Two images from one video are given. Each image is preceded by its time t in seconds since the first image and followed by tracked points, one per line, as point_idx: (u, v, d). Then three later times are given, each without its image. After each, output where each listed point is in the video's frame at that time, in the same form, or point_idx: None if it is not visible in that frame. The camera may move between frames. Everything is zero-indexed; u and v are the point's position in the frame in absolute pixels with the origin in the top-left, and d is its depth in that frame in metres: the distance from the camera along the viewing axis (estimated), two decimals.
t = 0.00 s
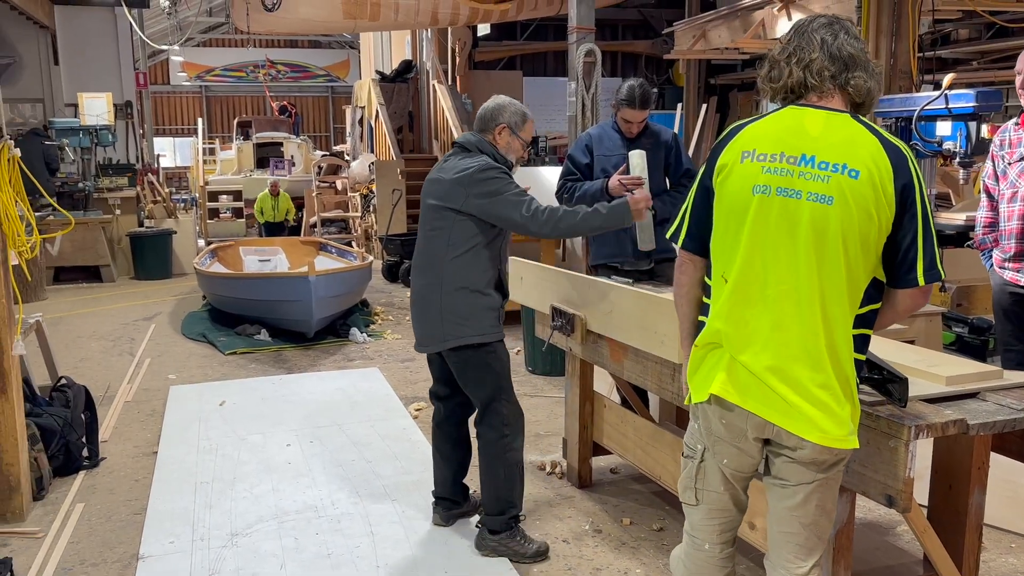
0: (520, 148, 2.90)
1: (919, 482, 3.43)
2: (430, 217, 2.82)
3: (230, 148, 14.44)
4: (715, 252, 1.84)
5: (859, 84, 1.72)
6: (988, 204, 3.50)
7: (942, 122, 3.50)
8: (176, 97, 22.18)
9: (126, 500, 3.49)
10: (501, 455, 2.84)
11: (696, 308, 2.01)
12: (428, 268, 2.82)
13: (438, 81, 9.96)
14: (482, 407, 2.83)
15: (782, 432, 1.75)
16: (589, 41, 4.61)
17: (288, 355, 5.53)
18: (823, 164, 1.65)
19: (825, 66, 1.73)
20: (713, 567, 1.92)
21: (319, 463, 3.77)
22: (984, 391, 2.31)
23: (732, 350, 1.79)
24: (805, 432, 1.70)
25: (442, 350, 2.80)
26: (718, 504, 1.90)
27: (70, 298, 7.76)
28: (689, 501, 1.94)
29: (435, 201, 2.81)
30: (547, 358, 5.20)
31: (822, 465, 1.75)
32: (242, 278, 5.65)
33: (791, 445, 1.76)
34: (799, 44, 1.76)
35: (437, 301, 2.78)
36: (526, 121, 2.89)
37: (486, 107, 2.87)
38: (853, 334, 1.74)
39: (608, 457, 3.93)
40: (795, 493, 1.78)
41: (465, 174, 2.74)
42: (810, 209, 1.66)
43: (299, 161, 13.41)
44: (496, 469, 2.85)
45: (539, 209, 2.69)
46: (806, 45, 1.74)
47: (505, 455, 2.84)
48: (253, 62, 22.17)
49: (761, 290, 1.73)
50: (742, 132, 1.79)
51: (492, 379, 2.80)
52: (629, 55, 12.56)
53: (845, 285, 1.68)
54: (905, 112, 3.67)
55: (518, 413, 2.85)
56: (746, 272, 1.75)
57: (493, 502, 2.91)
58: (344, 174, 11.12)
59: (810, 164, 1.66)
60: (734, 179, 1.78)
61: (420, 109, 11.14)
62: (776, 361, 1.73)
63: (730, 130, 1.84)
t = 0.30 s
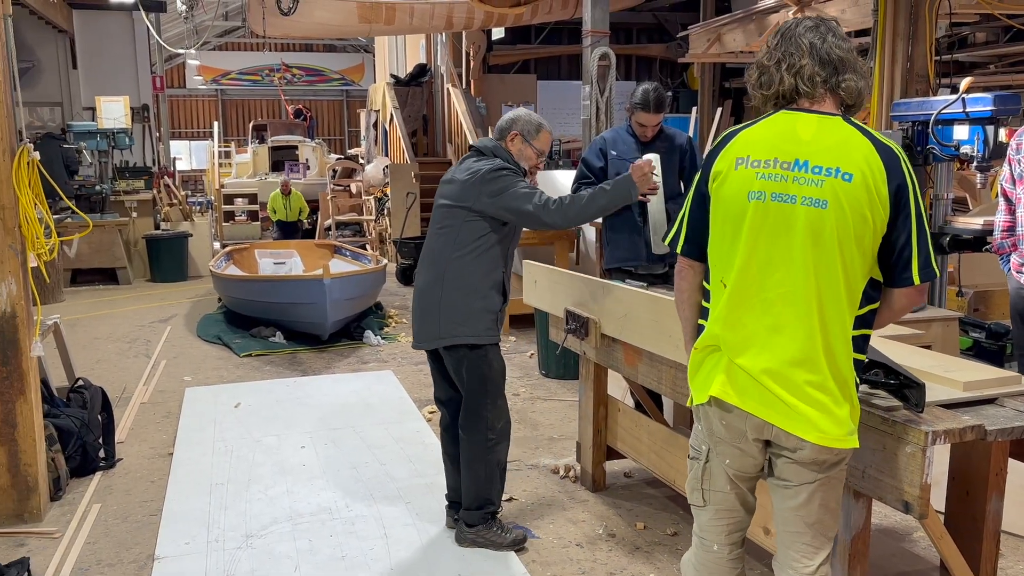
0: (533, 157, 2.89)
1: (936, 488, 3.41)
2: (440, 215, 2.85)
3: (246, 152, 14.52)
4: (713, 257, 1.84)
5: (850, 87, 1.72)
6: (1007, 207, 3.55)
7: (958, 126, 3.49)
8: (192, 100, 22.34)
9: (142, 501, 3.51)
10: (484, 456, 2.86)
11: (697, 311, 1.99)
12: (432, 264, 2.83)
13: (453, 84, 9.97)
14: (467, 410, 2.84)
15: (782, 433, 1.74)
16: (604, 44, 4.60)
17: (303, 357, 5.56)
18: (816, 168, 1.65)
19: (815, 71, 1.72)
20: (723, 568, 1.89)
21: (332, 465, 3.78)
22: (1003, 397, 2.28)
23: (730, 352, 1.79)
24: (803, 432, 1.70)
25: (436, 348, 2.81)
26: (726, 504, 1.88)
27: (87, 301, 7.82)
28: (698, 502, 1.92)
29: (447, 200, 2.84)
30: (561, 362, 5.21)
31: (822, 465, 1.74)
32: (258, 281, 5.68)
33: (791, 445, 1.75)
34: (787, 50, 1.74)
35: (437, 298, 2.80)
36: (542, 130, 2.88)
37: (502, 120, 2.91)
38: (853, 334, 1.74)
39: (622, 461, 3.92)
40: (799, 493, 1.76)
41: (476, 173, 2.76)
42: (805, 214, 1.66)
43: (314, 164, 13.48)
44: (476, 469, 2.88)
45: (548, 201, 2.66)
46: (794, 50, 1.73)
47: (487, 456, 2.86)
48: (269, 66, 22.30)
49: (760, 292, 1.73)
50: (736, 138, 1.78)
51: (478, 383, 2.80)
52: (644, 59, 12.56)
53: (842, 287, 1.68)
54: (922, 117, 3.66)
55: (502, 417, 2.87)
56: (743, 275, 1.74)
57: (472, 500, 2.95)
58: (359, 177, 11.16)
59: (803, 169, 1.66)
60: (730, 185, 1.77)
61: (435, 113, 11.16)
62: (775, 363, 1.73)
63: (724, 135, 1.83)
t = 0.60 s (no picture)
0: (551, 173, 2.92)
1: (944, 492, 3.39)
2: (447, 223, 2.85)
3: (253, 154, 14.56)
4: (683, 260, 1.83)
5: (812, 92, 1.71)
6: None
7: (967, 128, 3.50)
8: (200, 103, 22.43)
9: (150, 503, 3.52)
10: (490, 461, 2.86)
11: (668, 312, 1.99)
12: (433, 270, 2.82)
13: (461, 87, 9.97)
14: (472, 416, 2.83)
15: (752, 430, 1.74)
16: (611, 47, 4.59)
17: (310, 359, 5.56)
18: (784, 172, 1.64)
19: (777, 79, 1.72)
20: (714, 565, 1.87)
21: (339, 468, 3.78)
22: (1012, 401, 2.27)
23: (702, 354, 1.79)
24: (774, 429, 1.70)
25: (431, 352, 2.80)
26: (710, 501, 1.86)
27: (95, 303, 7.85)
28: (682, 500, 1.90)
29: (457, 209, 2.83)
30: (567, 364, 5.20)
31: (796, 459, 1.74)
32: (265, 283, 5.69)
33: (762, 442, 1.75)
34: (748, 59, 1.74)
35: (436, 304, 2.79)
36: (558, 147, 2.90)
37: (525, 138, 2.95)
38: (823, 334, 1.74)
39: (628, 464, 3.91)
40: (778, 486, 1.77)
41: (491, 188, 2.78)
42: (774, 218, 1.66)
43: (322, 167, 13.52)
44: (483, 474, 2.88)
45: (555, 237, 2.74)
46: (756, 58, 1.73)
47: (493, 460, 2.86)
48: (277, 69, 22.37)
49: (730, 294, 1.72)
50: (705, 143, 1.78)
51: (480, 388, 2.80)
52: (651, 61, 12.55)
53: (813, 288, 1.68)
54: (930, 119, 3.64)
55: (507, 421, 2.86)
56: (714, 278, 1.74)
57: (479, 504, 2.95)
58: (366, 180, 11.18)
59: (772, 173, 1.65)
60: (699, 190, 1.77)
61: (442, 115, 11.17)
62: (746, 363, 1.73)
63: (693, 141, 1.82)
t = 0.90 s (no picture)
0: (554, 178, 2.91)
1: (943, 495, 3.39)
2: (449, 225, 2.85)
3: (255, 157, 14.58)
4: (655, 261, 1.84)
5: (771, 98, 1.77)
6: None
7: (967, 130, 3.52)
8: (202, 106, 22.46)
9: (150, 505, 3.53)
10: (488, 464, 2.85)
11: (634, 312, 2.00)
12: (434, 272, 2.83)
13: (462, 90, 9.98)
14: (468, 419, 2.83)
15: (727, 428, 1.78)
16: (612, 49, 4.60)
17: (311, 362, 5.57)
18: (755, 177, 1.69)
19: (736, 86, 1.78)
20: (706, 567, 1.83)
21: (339, 470, 3.78)
22: (1011, 403, 2.26)
23: (678, 354, 1.80)
24: (751, 424, 1.75)
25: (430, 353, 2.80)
26: (695, 499, 1.85)
27: (96, 305, 7.86)
28: (667, 503, 1.88)
29: (459, 210, 2.84)
30: (567, 367, 5.20)
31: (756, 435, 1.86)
32: (266, 285, 5.69)
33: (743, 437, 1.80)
34: (709, 68, 1.80)
35: (436, 306, 2.79)
36: (563, 151, 2.90)
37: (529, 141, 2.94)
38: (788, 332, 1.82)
39: (629, 466, 3.91)
40: (755, 481, 1.87)
41: (493, 190, 2.78)
42: (747, 221, 1.70)
43: (323, 170, 13.54)
44: (482, 477, 2.88)
45: (557, 239, 2.74)
46: (716, 68, 1.79)
47: (491, 463, 2.85)
48: (279, 72, 22.42)
49: (706, 295, 1.74)
50: (675, 147, 1.80)
51: (477, 391, 2.80)
52: (652, 64, 12.56)
53: (781, 287, 1.75)
54: (930, 122, 3.66)
55: (504, 423, 2.86)
56: (690, 279, 1.75)
57: (479, 506, 2.94)
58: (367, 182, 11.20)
59: (743, 177, 1.70)
60: (671, 193, 1.78)
61: (443, 118, 11.18)
62: (722, 361, 1.76)
63: (661, 145, 1.84)
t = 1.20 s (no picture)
0: (550, 182, 2.92)
1: (936, 496, 3.39)
2: (445, 227, 2.85)
3: (250, 160, 14.57)
4: (644, 260, 1.86)
5: (739, 109, 1.87)
6: (991, 212, 3.30)
7: (959, 133, 3.55)
8: (197, 109, 22.44)
9: (143, 508, 3.52)
10: (482, 466, 2.85)
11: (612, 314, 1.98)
12: (431, 274, 2.83)
13: (457, 93, 9.99)
14: (463, 423, 2.83)
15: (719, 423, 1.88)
16: (606, 52, 4.61)
17: (305, 364, 5.56)
18: (741, 180, 1.79)
19: (705, 98, 1.87)
20: (695, 562, 1.89)
21: (333, 474, 3.78)
22: (1003, 405, 2.26)
23: (671, 352, 1.84)
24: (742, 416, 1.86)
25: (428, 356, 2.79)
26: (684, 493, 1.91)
27: (90, 308, 7.84)
28: (657, 503, 1.92)
29: (454, 212, 2.84)
30: (562, 369, 5.21)
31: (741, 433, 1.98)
32: (261, 288, 5.68)
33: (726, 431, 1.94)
34: (679, 82, 1.89)
35: (433, 309, 2.79)
36: (560, 155, 2.91)
37: (525, 141, 2.94)
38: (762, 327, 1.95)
39: (623, 469, 3.91)
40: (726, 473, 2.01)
41: (489, 192, 2.79)
42: (735, 222, 1.79)
43: (318, 172, 13.54)
44: (476, 480, 2.87)
45: (550, 243, 2.72)
46: (686, 80, 1.88)
47: (485, 466, 2.85)
48: (274, 74, 22.42)
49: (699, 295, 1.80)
50: (660, 150, 1.83)
51: (472, 395, 2.80)
52: (647, 66, 12.58)
53: (761, 284, 1.87)
54: (923, 125, 3.73)
55: (499, 426, 2.86)
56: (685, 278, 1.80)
57: (472, 509, 2.94)
58: (362, 185, 11.20)
59: (730, 180, 1.79)
60: (661, 194, 1.81)
61: (439, 120, 11.18)
62: (715, 358, 1.83)
63: (643, 148, 1.87)
